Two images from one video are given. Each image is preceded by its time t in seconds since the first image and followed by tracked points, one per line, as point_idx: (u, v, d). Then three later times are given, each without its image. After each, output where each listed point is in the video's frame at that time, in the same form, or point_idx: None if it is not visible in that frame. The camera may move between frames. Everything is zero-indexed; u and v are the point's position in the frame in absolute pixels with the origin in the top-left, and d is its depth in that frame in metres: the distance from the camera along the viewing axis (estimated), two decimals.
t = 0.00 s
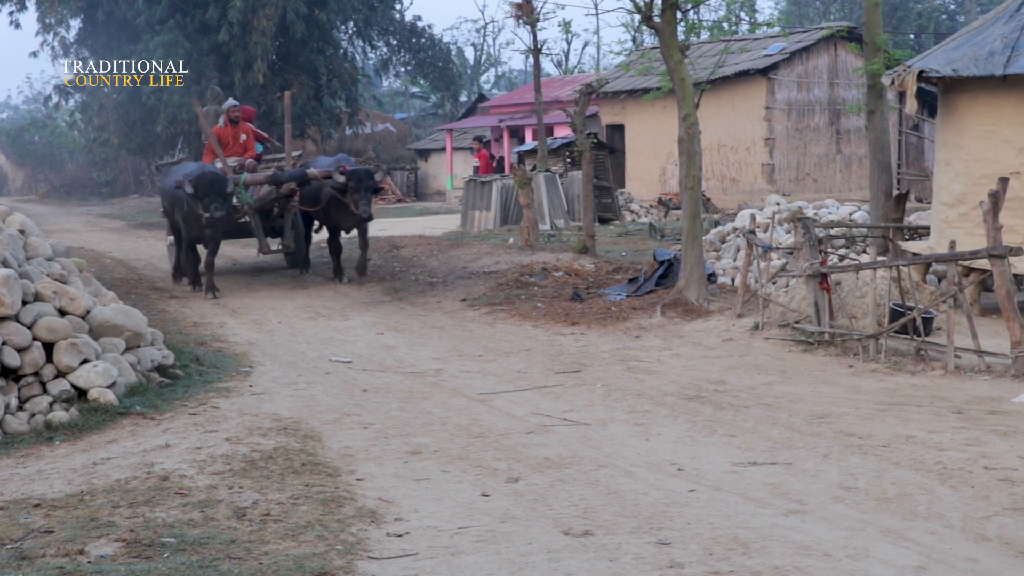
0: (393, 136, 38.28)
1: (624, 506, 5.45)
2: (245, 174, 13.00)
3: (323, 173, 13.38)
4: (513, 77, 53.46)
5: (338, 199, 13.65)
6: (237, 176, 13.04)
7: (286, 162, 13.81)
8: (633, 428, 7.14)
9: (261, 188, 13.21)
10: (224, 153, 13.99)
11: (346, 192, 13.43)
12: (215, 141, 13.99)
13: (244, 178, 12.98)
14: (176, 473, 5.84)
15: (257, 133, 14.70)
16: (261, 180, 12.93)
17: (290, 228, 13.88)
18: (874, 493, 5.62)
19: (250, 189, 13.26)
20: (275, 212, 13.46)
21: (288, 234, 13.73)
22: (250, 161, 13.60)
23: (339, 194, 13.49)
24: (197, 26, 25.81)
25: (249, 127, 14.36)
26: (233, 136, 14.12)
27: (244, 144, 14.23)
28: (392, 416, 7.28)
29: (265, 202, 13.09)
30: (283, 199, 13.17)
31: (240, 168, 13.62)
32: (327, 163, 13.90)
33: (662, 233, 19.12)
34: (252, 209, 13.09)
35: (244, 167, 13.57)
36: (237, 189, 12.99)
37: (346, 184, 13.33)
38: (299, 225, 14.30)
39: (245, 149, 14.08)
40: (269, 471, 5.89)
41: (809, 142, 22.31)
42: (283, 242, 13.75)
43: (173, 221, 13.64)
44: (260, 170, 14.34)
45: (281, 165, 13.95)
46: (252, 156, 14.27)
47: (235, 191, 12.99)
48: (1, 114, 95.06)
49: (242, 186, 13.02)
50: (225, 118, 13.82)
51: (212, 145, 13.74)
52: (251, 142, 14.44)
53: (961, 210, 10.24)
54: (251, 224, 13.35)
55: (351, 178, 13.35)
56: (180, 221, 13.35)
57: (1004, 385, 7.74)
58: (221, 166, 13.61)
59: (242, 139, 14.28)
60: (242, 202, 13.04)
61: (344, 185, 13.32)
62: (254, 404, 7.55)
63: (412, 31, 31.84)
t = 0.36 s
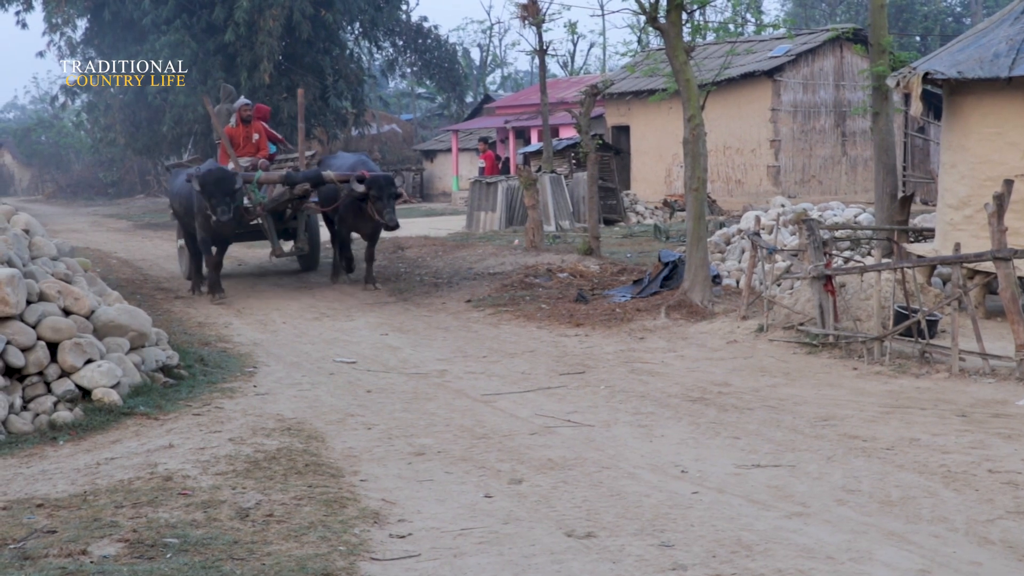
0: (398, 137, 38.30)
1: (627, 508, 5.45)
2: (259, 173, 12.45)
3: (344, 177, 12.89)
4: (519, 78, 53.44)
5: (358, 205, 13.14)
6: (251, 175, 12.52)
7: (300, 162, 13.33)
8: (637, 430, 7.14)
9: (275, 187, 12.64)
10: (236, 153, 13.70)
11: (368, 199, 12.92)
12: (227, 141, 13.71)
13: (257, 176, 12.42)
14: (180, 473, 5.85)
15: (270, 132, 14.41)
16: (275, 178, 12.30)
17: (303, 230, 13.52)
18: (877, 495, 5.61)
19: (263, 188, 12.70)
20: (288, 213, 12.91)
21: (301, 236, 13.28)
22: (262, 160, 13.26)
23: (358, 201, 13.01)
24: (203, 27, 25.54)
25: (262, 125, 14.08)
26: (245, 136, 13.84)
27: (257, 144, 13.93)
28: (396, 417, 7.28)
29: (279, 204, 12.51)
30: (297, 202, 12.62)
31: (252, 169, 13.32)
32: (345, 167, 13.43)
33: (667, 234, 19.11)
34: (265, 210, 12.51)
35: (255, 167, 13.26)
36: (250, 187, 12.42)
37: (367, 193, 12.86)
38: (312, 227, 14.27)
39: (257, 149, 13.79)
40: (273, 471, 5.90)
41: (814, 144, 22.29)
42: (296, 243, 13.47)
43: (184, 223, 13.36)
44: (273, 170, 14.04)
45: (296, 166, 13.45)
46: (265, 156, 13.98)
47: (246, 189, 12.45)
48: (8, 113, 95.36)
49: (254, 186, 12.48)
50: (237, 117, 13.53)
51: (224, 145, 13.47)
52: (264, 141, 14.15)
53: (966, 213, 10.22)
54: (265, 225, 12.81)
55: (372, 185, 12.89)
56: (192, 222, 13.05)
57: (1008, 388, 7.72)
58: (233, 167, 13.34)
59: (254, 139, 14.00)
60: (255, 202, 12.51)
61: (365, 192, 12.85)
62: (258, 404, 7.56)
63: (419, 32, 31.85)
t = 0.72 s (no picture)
0: (396, 139, 38.29)
1: (626, 512, 5.44)
2: (264, 177, 12.26)
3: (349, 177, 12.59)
4: (517, 81, 53.41)
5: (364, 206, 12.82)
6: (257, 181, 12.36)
7: (308, 165, 13.12)
8: (635, 433, 7.14)
9: (281, 192, 12.45)
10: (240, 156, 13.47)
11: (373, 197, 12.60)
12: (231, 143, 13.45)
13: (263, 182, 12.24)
14: (178, 476, 5.84)
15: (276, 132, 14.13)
16: (282, 184, 12.14)
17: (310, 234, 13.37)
18: (876, 499, 5.61)
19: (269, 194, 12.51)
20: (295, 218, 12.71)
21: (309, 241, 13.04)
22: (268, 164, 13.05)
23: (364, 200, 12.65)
24: (202, 29, 25.80)
25: (268, 126, 13.80)
26: (250, 137, 13.57)
27: (262, 146, 13.69)
28: (394, 420, 7.28)
29: (285, 207, 12.31)
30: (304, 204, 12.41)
31: (257, 173, 13.15)
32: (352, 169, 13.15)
33: (664, 238, 19.12)
34: (270, 214, 12.26)
35: (261, 171, 13.16)
36: (255, 191, 12.22)
37: (373, 188, 12.48)
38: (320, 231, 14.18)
39: (262, 152, 13.55)
40: (271, 474, 5.89)
41: (811, 147, 22.31)
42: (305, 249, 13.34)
43: (186, 227, 13.15)
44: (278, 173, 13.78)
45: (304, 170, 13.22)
46: (270, 159, 13.74)
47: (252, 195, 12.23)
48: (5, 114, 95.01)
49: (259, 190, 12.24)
50: (242, 119, 13.27)
51: (228, 147, 13.23)
52: (269, 142, 13.87)
53: (964, 217, 10.23)
54: (272, 232, 12.54)
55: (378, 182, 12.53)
56: (195, 227, 12.85)
57: (1005, 393, 7.71)
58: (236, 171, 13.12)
59: (259, 140, 13.73)
60: (261, 206, 12.22)
61: (370, 189, 12.48)
62: (256, 407, 7.55)
63: (417, 35, 31.85)
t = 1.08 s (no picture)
0: (385, 143, 38.25)
1: (620, 516, 5.44)
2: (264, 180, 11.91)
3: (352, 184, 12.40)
4: (505, 85, 53.38)
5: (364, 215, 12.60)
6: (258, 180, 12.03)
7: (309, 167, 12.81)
8: (627, 437, 7.13)
9: (280, 195, 12.31)
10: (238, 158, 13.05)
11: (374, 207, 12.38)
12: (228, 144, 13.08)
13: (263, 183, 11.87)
14: (171, 480, 5.81)
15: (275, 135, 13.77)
16: (282, 186, 11.80)
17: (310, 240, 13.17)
18: (869, 503, 5.62)
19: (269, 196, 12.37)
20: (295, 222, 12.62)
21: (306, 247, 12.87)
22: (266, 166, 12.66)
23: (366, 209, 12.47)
24: (193, 33, 25.98)
25: (267, 129, 13.45)
26: (249, 139, 13.20)
27: (261, 148, 13.30)
28: (386, 423, 7.25)
29: (285, 211, 12.17)
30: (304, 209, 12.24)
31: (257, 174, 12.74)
32: (355, 172, 13.08)
33: (653, 241, 19.15)
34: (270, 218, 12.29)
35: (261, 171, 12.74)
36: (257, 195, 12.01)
37: (376, 199, 12.28)
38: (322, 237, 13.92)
39: (261, 153, 13.15)
40: (265, 478, 5.86)
41: (798, 152, 22.38)
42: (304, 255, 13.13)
43: (185, 232, 12.62)
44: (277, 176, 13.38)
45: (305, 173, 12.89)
46: (269, 161, 13.36)
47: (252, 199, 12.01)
48: None
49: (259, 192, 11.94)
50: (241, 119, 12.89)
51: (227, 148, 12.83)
52: (268, 145, 13.50)
53: (953, 221, 10.27)
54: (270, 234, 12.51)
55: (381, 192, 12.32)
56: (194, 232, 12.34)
57: (995, 396, 7.72)
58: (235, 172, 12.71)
59: (258, 142, 13.35)
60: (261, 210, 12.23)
61: (373, 199, 12.29)
62: (247, 410, 7.52)
63: (406, 39, 31.82)
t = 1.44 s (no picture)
0: (366, 146, 38.14)
1: (607, 519, 5.44)
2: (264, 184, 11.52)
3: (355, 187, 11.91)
4: (486, 88, 53.30)
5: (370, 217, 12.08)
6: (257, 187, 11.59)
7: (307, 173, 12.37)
8: (613, 439, 7.13)
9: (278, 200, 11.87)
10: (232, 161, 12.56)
11: (381, 208, 11.85)
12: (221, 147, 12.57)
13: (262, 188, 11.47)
14: (157, 483, 5.76)
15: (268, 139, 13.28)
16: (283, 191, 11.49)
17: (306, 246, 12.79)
18: (854, 505, 5.65)
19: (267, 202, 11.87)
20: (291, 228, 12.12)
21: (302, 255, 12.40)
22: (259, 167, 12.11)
23: (372, 211, 11.93)
24: (174, 35, 25.74)
25: (259, 131, 12.97)
26: (241, 141, 12.71)
27: (254, 151, 12.82)
28: (371, 426, 7.22)
29: (283, 216, 11.74)
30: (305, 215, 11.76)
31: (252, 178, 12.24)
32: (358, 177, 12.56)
33: (634, 244, 19.18)
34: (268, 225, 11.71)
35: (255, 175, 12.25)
36: (256, 201, 11.48)
37: (382, 199, 11.76)
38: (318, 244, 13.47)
39: (255, 156, 12.67)
40: (251, 481, 5.83)
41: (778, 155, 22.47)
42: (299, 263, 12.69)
43: (176, 237, 12.27)
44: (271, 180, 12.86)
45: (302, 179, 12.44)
46: (263, 165, 12.88)
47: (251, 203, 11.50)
48: None
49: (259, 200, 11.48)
50: (235, 121, 12.40)
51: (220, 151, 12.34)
52: (261, 148, 13.01)
53: (934, 224, 10.32)
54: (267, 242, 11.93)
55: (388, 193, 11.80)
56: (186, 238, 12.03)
57: (976, 398, 7.77)
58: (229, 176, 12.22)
59: (251, 145, 12.87)
60: (259, 215, 11.58)
61: (380, 200, 11.76)
62: (232, 413, 7.47)
63: (388, 42, 31.73)
